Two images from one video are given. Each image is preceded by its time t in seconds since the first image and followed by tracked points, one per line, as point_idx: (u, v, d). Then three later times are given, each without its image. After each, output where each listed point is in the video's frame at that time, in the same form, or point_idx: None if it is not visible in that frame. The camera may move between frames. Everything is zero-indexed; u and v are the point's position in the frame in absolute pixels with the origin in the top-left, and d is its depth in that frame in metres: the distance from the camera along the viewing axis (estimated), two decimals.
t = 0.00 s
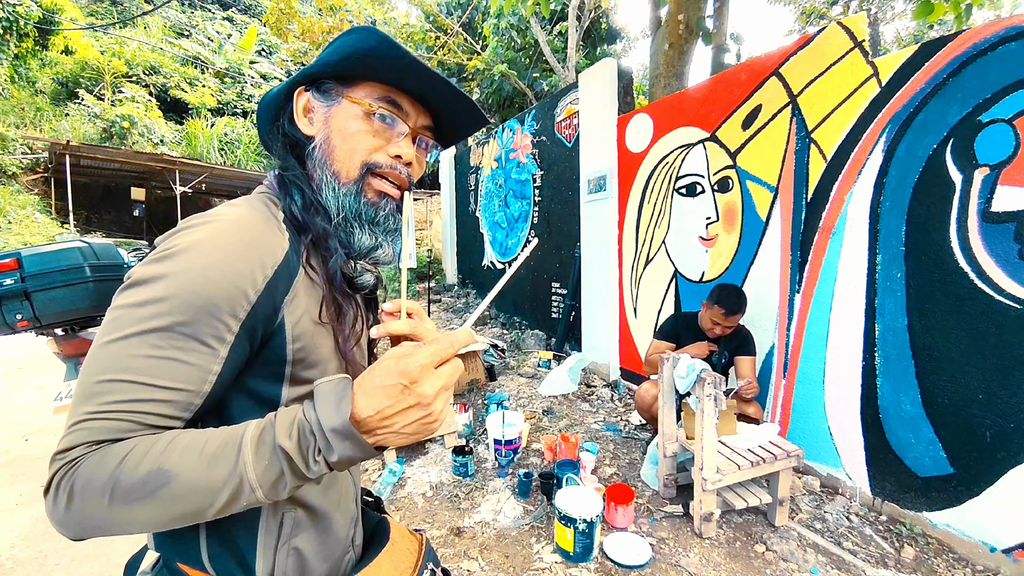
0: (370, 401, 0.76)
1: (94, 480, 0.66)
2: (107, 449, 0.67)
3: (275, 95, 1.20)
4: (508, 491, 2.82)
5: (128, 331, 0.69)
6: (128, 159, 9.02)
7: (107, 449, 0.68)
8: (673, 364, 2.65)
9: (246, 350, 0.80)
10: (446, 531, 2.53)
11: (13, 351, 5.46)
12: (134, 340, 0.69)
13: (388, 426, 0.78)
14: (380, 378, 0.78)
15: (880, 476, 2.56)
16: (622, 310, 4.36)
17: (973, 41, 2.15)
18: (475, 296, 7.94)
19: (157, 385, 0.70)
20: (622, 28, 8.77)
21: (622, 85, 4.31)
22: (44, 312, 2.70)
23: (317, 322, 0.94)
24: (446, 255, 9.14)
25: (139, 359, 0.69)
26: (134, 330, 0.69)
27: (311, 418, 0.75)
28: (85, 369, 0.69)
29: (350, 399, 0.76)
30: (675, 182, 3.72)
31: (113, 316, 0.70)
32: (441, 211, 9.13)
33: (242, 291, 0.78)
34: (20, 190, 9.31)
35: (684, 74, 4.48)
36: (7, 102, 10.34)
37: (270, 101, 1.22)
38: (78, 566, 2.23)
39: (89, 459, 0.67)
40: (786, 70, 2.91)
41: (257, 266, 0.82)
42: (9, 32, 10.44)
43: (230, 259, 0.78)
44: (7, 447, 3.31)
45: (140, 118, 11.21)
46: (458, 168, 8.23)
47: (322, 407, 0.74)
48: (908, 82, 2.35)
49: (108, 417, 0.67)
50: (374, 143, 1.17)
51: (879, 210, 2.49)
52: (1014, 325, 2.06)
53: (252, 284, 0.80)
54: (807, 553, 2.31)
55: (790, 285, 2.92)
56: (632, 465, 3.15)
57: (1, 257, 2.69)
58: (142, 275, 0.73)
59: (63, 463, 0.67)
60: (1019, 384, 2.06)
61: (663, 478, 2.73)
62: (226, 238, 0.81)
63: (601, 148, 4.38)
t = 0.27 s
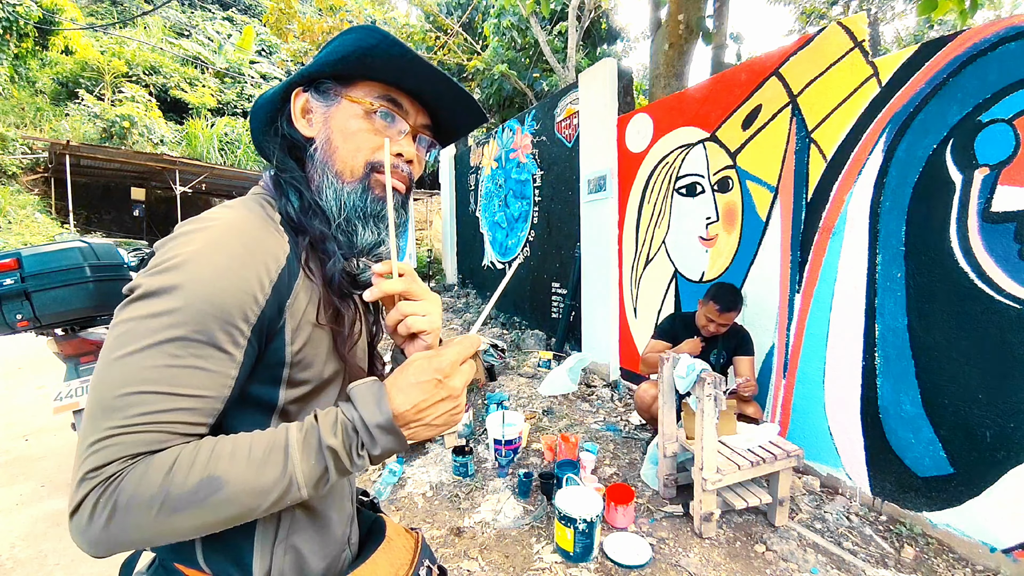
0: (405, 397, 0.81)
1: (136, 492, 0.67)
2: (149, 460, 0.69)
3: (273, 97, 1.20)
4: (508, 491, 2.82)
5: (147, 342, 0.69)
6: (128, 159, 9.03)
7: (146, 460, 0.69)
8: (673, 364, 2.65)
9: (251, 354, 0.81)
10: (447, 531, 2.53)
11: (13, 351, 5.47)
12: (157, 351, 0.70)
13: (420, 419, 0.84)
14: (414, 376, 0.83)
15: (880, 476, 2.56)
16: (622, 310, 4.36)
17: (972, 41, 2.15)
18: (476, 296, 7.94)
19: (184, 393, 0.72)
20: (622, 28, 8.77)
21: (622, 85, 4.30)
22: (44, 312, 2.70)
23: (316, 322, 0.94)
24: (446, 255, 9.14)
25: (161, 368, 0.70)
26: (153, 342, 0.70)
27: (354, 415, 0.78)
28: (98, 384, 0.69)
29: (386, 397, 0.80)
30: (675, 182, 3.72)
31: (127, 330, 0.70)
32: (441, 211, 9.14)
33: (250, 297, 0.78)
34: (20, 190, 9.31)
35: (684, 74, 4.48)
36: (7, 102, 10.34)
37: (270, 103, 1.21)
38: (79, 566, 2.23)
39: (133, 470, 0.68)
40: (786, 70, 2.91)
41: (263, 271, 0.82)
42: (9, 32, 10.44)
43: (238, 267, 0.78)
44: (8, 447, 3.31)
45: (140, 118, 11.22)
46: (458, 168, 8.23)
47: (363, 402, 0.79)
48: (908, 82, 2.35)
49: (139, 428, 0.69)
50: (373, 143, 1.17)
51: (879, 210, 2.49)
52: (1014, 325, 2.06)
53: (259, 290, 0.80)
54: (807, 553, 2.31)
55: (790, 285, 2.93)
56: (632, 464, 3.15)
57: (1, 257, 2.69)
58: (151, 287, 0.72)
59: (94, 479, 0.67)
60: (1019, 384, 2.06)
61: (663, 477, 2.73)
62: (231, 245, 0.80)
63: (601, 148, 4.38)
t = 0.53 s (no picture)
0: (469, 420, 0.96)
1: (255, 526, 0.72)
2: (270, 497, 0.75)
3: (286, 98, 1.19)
4: (509, 491, 2.82)
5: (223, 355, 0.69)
6: (128, 159, 9.03)
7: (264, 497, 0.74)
8: (673, 364, 2.66)
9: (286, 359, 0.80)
10: (447, 531, 2.54)
11: (14, 351, 5.48)
12: (224, 360, 0.69)
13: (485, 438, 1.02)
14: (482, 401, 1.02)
15: (880, 476, 2.56)
16: (622, 310, 4.36)
17: (972, 41, 2.15)
18: (475, 296, 7.95)
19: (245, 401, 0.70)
20: (622, 28, 8.78)
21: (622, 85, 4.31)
22: (44, 313, 2.70)
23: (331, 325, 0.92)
24: (446, 255, 9.15)
25: (228, 375, 0.69)
26: (218, 352, 0.68)
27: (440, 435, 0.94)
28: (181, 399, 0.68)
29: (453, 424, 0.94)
30: (675, 182, 3.72)
31: (187, 341, 0.68)
32: (441, 211, 9.14)
33: (289, 303, 0.77)
34: (20, 190, 9.32)
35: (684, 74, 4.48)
36: (7, 102, 10.35)
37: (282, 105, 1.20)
38: (78, 566, 2.23)
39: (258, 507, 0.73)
40: (786, 70, 2.91)
41: (298, 276, 0.80)
42: (9, 32, 10.45)
43: (276, 274, 0.77)
44: (7, 446, 3.32)
45: (140, 118, 11.22)
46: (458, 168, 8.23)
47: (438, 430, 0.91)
48: (908, 82, 2.35)
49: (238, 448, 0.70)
50: (387, 144, 1.17)
51: (879, 210, 2.49)
52: (1014, 325, 2.06)
53: (298, 296, 0.79)
54: (807, 553, 2.31)
55: (790, 285, 2.92)
56: (632, 465, 3.15)
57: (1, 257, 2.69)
58: (198, 297, 0.70)
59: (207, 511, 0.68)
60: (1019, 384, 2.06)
61: (663, 477, 2.73)
62: (267, 252, 0.78)
63: (601, 148, 4.38)
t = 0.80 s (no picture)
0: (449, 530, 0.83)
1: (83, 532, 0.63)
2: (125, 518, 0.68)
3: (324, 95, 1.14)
4: (509, 491, 2.82)
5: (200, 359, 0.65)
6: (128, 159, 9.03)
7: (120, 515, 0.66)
8: (673, 364, 2.66)
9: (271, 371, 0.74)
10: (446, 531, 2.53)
11: (14, 351, 5.48)
12: (178, 346, 0.63)
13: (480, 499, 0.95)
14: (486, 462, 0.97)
15: (880, 476, 2.56)
16: (622, 310, 4.36)
17: (972, 41, 2.15)
18: (475, 296, 7.95)
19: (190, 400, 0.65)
20: (622, 28, 8.78)
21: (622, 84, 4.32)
22: (44, 313, 2.71)
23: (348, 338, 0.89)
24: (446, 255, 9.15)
25: (181, 369, 0.63)
26: (182, 337, 0.64)
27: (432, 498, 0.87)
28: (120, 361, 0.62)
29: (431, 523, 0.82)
30: (675, 182, 3.72)
31: (166, 313, 0.64)
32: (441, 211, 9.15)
33: (297, 316, 0.72)
34: (20, 190, 9.31)
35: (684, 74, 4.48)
36: (7, 102, 10.33)
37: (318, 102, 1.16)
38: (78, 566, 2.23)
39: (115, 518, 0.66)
40: (786, 70, 2.91)
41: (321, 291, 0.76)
42: (9, 32, 10.44)
43: (299, 284, 0.73)
44: (7, 447, 3.32)
45: (140, 118, 11.22)
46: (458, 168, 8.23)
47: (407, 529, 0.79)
48: (908, 82, 2.35)
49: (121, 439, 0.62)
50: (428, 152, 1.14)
51: (879, 210, 2.49)
52: (1014, 325, 2.06)
53: (308, 314, 0.74)
54: (807, 553, 2.31)
55: (790, 285, 2.93)
56: (632, 464, 3.15)
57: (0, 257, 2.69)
58: (212, 278, 0.68)
59: (64, 485, 0.62)
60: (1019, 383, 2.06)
61: (663, 477, 2.73)
62: (298, 255, 0.75)
63: (601, 148, 4.38)
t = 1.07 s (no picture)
0: None
1: (96, 563, 0.59)
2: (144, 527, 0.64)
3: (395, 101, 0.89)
4: (509, 491, 2.82)
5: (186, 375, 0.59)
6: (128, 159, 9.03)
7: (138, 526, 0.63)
8: (673, 364, 2.66)
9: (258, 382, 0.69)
10: (446, 531, 2.53)
11: (14, 351, 5.48)
12: (156, 361, 0.58)
13: None
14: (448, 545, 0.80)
15: (880, 476, 2.56)
16: (622, 310, 4.36)
17: (972, 41, 2.15)
18: (475, 296, 7.95)
19: (176, 414, 0.59)
20: (621, 28, 8.79)
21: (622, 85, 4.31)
22: (44, 313, 2.71)
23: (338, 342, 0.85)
24: (446, 255, 9.16)
25: (162, 385, 0.58)
26: (156, 350, 0.58)
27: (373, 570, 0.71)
28: (89, 383, 0.57)
29: None
30: (675, 182, 3.72)
31: (136, 324, 0.59)
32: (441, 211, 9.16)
33: (279, 321, 0.66)
34: (20, 190, 9.31)
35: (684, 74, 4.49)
36: (8, 102, 10.33)
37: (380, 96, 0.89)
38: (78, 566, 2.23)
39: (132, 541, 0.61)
40: (786, 70, 2.91)
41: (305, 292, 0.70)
42: (9, 32, 10.43)
43: (282, 284, 0.67)
44: (7, 447, 3.32)
45: (140, 118, 11.21)
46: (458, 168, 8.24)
47: None
48: (908, 82, 2.35)
49: (117, 463, 0.57)
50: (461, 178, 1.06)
51: (879, 210, 2.49)
52: (1014, 325, 2.06)
53: (293, 315, 0.68)
54: (807, 553, 2.31)
55: (790, 285, 2.93)
56: (632, 465, 3.15)
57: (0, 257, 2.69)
58: (182, 284, 0.61)
59: (63, 511, 0.56)
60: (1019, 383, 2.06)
61: (663, 478, 2.72)
62: (281, 255, 0.69)
63: (601, 148, 4.38)
